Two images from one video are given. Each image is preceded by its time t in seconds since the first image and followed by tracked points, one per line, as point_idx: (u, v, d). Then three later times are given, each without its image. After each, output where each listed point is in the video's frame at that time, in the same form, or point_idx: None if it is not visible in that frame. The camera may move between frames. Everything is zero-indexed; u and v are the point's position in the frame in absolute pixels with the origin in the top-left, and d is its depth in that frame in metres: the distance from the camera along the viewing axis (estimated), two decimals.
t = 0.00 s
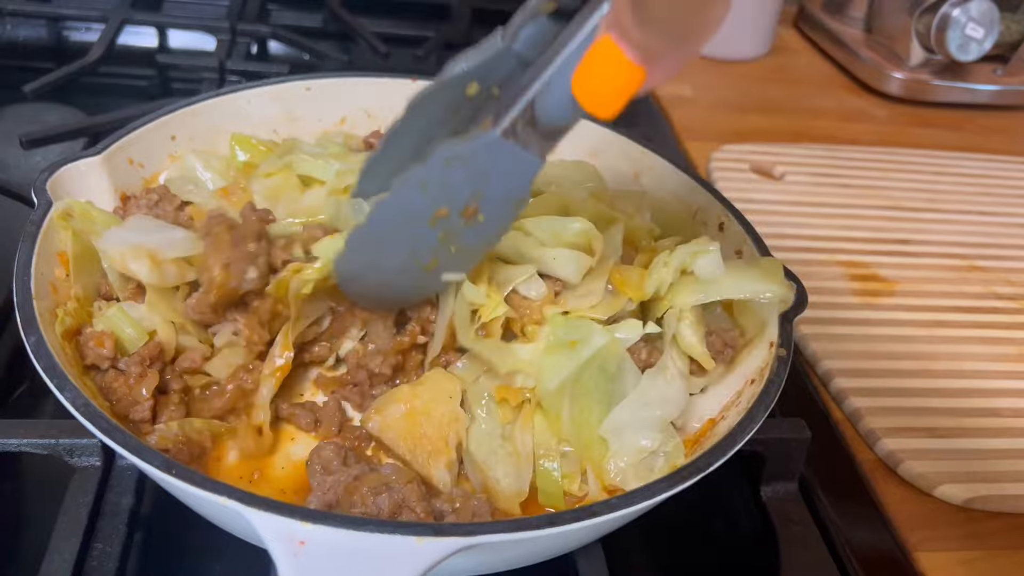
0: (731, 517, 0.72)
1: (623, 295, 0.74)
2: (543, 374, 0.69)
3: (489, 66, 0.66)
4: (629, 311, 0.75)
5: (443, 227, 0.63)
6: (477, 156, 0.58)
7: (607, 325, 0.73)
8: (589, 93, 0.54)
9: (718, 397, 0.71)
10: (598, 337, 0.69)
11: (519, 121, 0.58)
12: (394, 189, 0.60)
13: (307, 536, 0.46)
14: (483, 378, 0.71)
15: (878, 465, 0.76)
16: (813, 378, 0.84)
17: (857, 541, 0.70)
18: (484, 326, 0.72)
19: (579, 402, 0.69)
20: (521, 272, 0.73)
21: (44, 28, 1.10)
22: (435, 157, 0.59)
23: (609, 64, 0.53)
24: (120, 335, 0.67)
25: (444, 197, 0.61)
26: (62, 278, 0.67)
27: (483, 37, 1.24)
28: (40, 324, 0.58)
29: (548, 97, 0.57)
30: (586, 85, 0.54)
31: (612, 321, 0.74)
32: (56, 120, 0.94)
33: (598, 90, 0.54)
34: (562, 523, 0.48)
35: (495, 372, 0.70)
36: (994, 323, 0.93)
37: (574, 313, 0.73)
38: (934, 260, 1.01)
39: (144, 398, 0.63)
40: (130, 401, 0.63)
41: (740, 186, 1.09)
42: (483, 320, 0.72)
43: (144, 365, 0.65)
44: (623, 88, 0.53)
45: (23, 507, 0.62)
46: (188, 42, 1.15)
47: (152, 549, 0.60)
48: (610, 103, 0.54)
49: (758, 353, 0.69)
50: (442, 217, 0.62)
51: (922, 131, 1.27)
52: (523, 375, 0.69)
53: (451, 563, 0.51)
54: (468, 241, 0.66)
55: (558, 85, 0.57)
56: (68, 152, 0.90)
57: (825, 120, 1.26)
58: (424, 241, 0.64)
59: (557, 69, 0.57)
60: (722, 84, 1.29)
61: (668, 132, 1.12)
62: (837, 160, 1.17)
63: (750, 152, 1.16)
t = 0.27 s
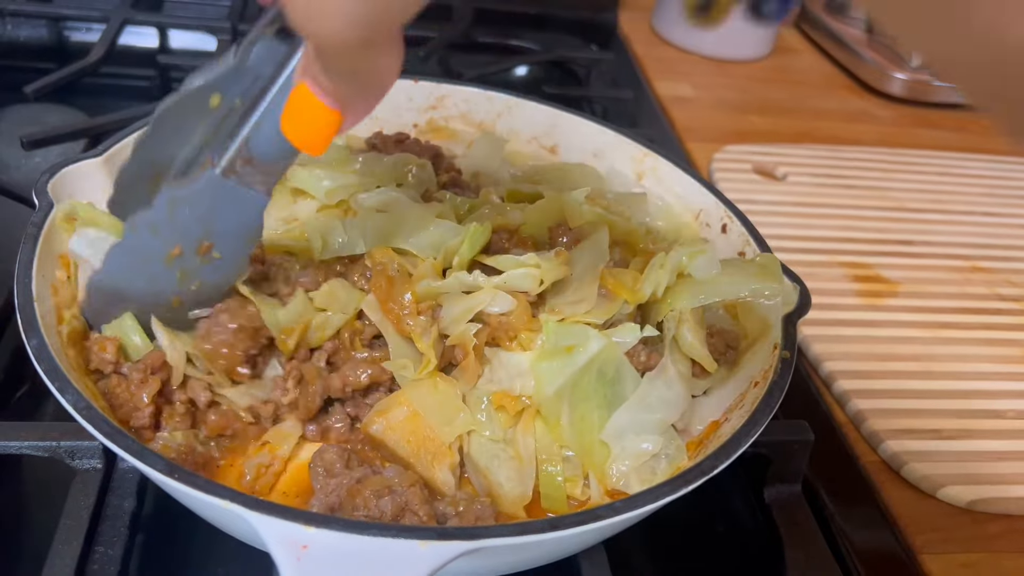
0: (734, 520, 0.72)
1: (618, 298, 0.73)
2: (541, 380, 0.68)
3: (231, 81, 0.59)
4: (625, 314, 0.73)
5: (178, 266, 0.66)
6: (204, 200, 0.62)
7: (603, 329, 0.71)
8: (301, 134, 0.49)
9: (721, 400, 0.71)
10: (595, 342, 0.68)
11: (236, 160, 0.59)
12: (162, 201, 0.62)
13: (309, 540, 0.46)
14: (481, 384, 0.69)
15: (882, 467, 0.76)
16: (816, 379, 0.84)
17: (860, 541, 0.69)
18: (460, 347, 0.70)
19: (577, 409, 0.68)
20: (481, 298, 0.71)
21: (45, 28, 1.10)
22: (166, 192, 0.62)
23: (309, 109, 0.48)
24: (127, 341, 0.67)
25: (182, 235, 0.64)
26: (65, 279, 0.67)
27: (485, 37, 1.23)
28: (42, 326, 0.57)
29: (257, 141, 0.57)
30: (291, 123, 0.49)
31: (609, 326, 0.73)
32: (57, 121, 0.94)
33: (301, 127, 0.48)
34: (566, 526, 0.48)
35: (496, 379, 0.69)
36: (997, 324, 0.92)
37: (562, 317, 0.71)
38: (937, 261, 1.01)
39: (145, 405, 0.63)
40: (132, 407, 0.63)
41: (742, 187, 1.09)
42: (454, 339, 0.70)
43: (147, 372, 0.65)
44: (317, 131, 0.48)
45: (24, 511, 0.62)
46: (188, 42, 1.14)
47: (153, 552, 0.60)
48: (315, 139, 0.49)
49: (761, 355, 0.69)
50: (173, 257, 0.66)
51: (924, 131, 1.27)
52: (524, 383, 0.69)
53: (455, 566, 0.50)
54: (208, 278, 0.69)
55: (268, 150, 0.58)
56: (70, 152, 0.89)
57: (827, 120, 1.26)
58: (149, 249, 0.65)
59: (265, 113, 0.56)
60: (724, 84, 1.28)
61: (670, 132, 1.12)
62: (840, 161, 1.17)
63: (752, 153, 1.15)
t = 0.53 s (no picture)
0: (734, 520, 0.71)
1: (623, 297, 0.74)
2: (549, 381, 0.67)
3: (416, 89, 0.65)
4: (630, 314, 0.74)
5: (411, 276, 0.54)
6: (431, 201, 0.50)
7: (610, 329, 0.72)
8: (571, 100, 0.45)
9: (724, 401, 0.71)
10: (603, 341, 0.69)
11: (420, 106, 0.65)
12: (357, 244, 0.54)
13: (309, 541, 0.46)
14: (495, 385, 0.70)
15: (883, 468, 0.75)
16: (817, 379, 0.84)
17: (861, 542, 0.70)
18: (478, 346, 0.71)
19: (584, 408, 0.68)
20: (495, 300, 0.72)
21: (44, 28, 1.10)
22: (394, 203, 0.52)
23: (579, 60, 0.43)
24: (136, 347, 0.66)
25: (408, 242, 0.52)
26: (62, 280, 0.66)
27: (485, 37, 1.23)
28: (42, 327, 0.57)
29: (507, 114, 0.47)
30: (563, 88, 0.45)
31: (614, 325, 0.73)
32: (57, 121, 0.94)
33: (573, 91, 0.44)
34: (568, 527, 0.48)
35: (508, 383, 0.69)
36: (997, 324, 0.92)
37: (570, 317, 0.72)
38: (937, 262, 1.01)
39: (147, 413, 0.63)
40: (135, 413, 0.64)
41: (742, 187, 1.09)
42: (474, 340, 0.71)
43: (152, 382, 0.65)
44: (600, 82, 0.43)
45: (23, 513, 0.62)
46: (188, 42, 1.14)
47: (154, 552, 0.60)
48: (591, 110, 0.44)
49: (763, 355, 0.69)
50: (407, 265, 0.53)
51: (924, 131, 1.27)
52: (536, 386, 0.68)
53: (456, 567, 0.50)
54: (445, 288, 0.55)
55: (524, 99, 0.46)
56: (69, 152, 0.89)
57: (827, 120, 1.26)
58: (388, 293, 0.55)
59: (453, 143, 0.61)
60: (724, 84, 1.28)
61: (671, 132, 1.12)
62: (840, 161, 1.17)
63: (752, 153, 1.15)
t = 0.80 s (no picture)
0: (734, 519, 0.71)
1: (619, 297, 0.75)
2: (544, 380, 0.68)
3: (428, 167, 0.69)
4: (626, 312, 0.75)
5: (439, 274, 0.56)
6: (427, 288, 0.57)
7: (605, 326, 0.73)
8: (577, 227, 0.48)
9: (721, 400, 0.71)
10: (596, 341, 0.69)
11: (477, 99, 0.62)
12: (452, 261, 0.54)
13: (306, 539, 0.46)
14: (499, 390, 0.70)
15: (882, 467, 0.76)
16: (815, 378, 0.84)
17: (858, 540, 0.70)
18: (487, 355, 0.72)
19: (580, 407, 0.68)
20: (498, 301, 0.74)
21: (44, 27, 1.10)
22: (390, 291, 0.58)
23: (585, 207, 0.47)
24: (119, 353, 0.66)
25: (402, 319, 0.59)
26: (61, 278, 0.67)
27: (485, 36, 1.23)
28: (41, 326, 0.57)
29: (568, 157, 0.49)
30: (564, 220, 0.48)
31: (611, 322, 0.75)
32: (57, 120, 0.94)
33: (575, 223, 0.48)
34: (566, 525, 0.48)
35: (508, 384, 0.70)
36: (996, 323, 0.92)
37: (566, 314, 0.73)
38: (937, 261, 1.01)
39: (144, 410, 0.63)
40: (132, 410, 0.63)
41: (741, 186, 1.09)
42: (484, 348, 0.72)
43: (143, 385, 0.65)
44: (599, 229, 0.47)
45: (22, 512, 0.62)
46: (188, 42, 1.14)
47: (152, 551, 0.60)
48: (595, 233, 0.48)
49: (761, 353, 0.69)
50: (400, 342, 0.61)
51: (923, 131, 1.27)
52: (531, 384, 0.69)
53: (453, 565, 0.50)
54: (429, 356, 0.64)
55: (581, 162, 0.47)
56: (69, 151, 0.89)
57: (827, 119, 1.26)
58: (450, 306, 0.59)
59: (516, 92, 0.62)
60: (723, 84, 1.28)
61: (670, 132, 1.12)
62: (839, 160, 1.17)
63: (751, 152, 1.15)
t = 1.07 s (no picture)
0: (726, 514, 0.72)
1: (609, 293, 0.74)
2: (534, 375, 0.69)
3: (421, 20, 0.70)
4: (617, 308, 0.75)
5: (402, 103, 0.64)
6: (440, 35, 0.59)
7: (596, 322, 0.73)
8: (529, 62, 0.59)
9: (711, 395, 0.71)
10: (586, 335, 0.70)
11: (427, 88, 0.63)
12: (366, 61, 0.61)
13: (299, 530, 0.46)
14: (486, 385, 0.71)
15: (871, 461, 0.76)
16: (807, 374, 0.84)
17: (847, 535, 0.71)
18: (474, 352, 0.72)
19: (570, 402, 0.69)
20: (487, 301, 0.74)
21: (42, 26, 1.11)
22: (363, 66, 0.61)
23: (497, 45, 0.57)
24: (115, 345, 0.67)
25: (410, 72, 0.62)
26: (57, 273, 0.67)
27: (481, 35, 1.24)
28: (37, 320, 0.58)
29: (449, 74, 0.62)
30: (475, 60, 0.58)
31: (601, 319, 0.74)
32: (54, 118, 0.94)
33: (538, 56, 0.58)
34: (556, 515, 0.48)
35: (497, 379, 0.70)
36: (988, 320, 0.93)
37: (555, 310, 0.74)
38: (930, 258, 1.01)
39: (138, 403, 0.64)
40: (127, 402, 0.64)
41: (736, 184, 1.10)
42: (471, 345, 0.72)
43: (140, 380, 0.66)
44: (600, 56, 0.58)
45: (19, 505, 0.63)
46: (185, 40, 1.15)
47: (148, 543, 0.61)
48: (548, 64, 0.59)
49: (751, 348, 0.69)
50: (401, 91, 0.63)
51: (917, 129, 1.28)
52: (520, 379, 0.69)
53: (445, 555, 0.51)
54: (421, 124, 0.67)
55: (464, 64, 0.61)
56: (67, 149, 0.90)
57: (822, 118, 1.26)
58: (380, 117, 0.65)
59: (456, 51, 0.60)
60: (718, 82, 1.29)
61: (665, 130, 1.13)
62: (833, 158, 1.17)
63: (746, 150, 1.16)
